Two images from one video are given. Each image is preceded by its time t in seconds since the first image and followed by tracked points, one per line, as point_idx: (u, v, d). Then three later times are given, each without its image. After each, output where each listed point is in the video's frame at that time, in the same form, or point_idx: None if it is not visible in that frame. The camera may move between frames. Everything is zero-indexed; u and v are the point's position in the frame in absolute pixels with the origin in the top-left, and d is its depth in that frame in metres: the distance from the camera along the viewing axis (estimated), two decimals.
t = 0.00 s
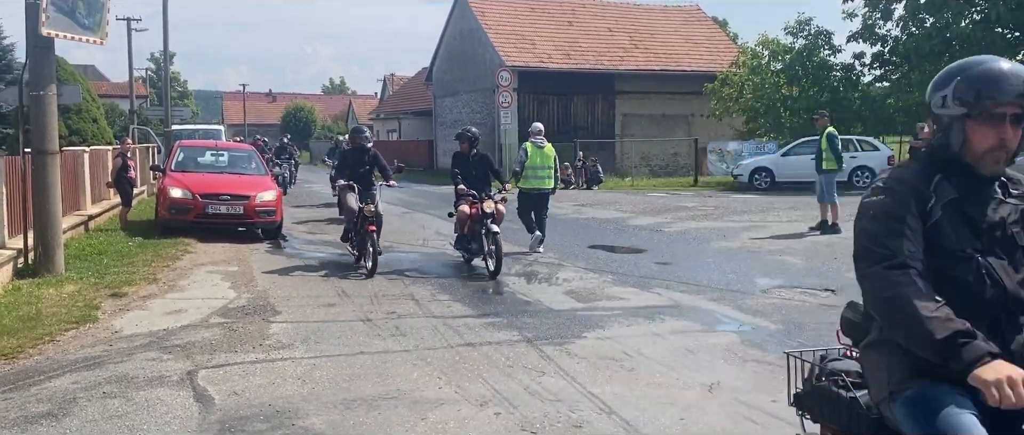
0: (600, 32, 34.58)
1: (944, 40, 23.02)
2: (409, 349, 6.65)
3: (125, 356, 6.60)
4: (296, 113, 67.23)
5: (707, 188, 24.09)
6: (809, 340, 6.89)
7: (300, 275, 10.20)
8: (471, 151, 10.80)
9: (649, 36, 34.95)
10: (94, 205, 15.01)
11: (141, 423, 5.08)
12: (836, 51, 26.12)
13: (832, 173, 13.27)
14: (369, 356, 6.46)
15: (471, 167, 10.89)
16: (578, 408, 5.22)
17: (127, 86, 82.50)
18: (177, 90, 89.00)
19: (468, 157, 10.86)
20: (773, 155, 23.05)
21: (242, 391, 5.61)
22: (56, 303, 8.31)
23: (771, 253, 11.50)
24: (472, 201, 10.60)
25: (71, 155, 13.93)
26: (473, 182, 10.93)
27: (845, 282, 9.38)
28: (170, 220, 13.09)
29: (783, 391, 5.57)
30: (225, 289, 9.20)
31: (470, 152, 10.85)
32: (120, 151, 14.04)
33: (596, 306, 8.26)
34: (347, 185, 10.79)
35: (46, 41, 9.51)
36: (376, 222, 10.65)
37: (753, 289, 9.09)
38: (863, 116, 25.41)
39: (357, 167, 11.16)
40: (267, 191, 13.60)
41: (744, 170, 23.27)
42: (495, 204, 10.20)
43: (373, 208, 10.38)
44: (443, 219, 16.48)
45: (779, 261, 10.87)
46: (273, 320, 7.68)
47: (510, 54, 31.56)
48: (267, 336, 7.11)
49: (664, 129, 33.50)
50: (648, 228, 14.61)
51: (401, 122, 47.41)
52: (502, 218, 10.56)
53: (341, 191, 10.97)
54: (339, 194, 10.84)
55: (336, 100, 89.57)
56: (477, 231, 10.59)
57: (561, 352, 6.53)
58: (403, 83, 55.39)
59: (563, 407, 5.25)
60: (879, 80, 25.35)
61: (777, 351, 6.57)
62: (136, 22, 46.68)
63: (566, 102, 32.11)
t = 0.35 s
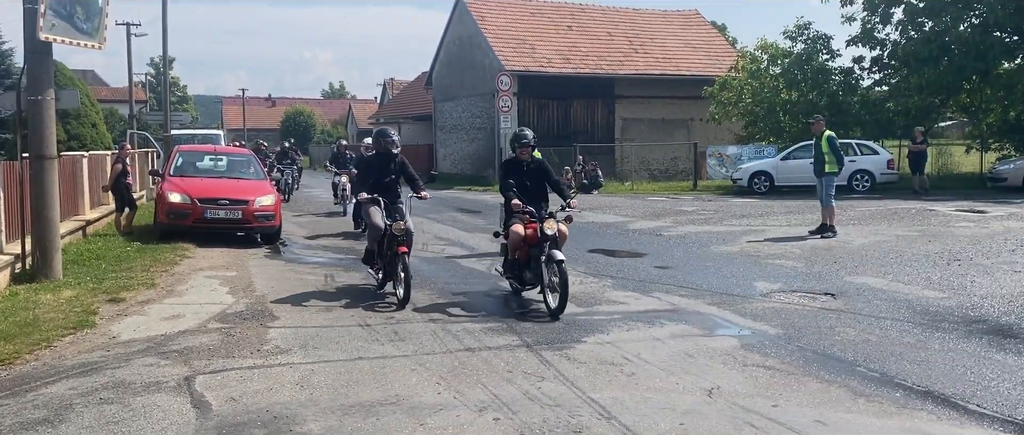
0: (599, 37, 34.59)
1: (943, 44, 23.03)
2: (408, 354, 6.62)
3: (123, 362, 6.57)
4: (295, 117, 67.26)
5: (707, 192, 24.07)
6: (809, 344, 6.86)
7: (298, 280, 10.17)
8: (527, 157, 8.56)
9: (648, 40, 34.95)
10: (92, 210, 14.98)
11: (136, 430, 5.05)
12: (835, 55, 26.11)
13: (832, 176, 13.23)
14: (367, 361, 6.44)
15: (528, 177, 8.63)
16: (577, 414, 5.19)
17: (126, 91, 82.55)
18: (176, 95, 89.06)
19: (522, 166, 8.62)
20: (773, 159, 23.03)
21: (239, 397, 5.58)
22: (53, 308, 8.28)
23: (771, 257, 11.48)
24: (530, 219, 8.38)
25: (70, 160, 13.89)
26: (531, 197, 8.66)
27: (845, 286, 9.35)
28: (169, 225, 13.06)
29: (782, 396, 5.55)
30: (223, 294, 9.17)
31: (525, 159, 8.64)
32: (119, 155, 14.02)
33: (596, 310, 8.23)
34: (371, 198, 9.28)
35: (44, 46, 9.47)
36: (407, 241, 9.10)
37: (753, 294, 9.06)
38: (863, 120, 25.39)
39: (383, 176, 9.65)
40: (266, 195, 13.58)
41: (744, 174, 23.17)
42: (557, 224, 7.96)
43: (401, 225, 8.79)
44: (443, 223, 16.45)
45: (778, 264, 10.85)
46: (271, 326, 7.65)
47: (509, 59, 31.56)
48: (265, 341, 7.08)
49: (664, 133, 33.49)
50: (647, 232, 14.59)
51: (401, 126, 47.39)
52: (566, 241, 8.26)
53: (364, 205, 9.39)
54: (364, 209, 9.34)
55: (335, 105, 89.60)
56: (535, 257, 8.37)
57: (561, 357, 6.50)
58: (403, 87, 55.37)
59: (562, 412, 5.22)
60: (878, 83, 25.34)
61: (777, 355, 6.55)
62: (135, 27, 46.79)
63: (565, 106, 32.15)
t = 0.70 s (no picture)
0: (595, 41, 34.62)
1: (939, 48, 23.09)
2: (405, 360, 6.60)
3: (118, 368, 6.54)
4: (291, 121, 67.24)
5: (703, 196, 24.07)
6: (807, 349, 6.85)
7: (295, 285, 10.13)
8: (614, 170, 6.75)
9: (645, 45, 34.98)
10: (88, 215, 14.94)
11: None
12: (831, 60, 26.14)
13: (830, 180, 13.23)
14: (364, 367, 6.41)
15: (616, 196, 6.77)
16: (575, 420, 5.17)
17: (121, 95, 82.42)
18: (172, 99, 89.02)
19: (608, 180, 6.79)
20: (769, 163, 23.06)
21: (235, 403, 5.56)
22: (48, 314, 8.24)
23: (768, 262, 11.47)
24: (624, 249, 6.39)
25: (65, 164, 13.85)
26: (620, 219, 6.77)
27: (843, 291, 9.35)
28: (164, 230, 13.02)
29: (780, 402, 5.53)
30: (219, 300, 9.13)
31: (611, 173, 6.81)
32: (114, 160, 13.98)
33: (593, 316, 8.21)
34: (404, 213, 7.53)
35: (40, 50, 9.44)
36: (447, 270, 7.25)
37: (751, 299, 9.05)
38: (859, 125, 25.41)
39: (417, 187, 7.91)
40: (262, 200, 13.55)
41: (740, 179, 23.26)
42: (663, 257, 6.00)
43: (443, 247, 6.96)
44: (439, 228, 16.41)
45: (775, 270, 10.84)
46: (267, 331, 7.62)
47: (506, 63, 31.58)
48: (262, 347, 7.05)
49: (660, 137, 33.52)
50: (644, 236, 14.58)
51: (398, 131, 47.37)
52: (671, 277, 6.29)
53: (397, 223, 7.61)
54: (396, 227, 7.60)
55: (330, 109, 89.57)
56: (624, 299, 6.35)
57: (558, 363, 6.48)
58: (399, 92, 55.38)
59: (559, 418, 5.20)
60: (874, 88, 25.38)
61: (776, 360, 6.54)
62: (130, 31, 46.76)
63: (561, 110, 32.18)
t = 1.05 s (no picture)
0: (592, 44, 34.67)
1: (935, 52, 23.16)
2: (401, 364, 6.58)
3: (113, 372, 6.52)
4: (287, 124, 67.15)
5: (700, 199, 24.08)
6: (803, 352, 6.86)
7: (290, 288, 10.11)
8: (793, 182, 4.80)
9: (641, 48, 35.03)
10: (83, 218, 14.90)
11: None
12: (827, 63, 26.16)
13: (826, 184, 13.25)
14: (360, 371, 6.40)
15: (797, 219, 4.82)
16: (572, 423, 5.16)
17: (117, 98, 82.28)
18: (167, 102, 88.93)
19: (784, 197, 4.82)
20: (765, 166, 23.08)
21: (231, 407, 5.54)
22: (43, 317, 8.22)
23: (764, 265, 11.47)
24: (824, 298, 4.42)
25: (60, 167, 13.81)
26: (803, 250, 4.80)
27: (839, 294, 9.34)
28: (159, 233, 12.99)
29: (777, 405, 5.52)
30: (215, 303, 9.11)
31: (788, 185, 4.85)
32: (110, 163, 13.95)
33: (590, 319, 8.21)
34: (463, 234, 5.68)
35: (35, 53, 9.43)
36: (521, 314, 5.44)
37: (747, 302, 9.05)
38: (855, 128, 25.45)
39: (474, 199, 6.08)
40: (257, 203, 13.53)
41: (737, 181, 23.29)
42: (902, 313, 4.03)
43: (515, 284, 5.18)
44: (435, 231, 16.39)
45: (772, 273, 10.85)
46: (263, 335, 7.60)
47: (502, 66, 31.61)
48: (257, 351, 7.04)
49: (656, 140, 33.54)
50: (640, 239, 14.59)
51: (394, 134, 47.32)
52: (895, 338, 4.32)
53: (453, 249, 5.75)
54: (448, 251, 5.69)
55: (326, 112, 89.49)
56: (816, 370, 4.37)
57: (554, 366, 6.48)
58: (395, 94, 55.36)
59: (555, 422, 5.19)
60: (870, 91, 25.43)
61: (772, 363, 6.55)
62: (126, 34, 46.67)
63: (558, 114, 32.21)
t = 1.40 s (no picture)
0: (587, 46, 34.69)
1: (929, 54, 23.24)
2: (395, 366, 6.57)
3: (107, 375, 6.50)
4: (282, 127, 67.01)
5: (695, 201, 24.10)
6: (798, 354, 6.87)
7: (285, 291, 10.10)
8: None
9: (636, 50, 35.06)
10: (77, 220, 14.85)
11: None
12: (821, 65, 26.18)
13: (821, 187, 13.27)
14: (354, 373, 6.39)
15: None
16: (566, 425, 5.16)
17: (112, 101, 82.14)
18: (162, 104, 88.79)
19: None
20: (760, 168, 23.10)
21: (224, 409, 5.53)
22: (36, 320, 8.19)
23: (759, 266, 11.48)
24: None
25: (54, 169, 13.78)
26: None
27: (833, 296, 9.35)
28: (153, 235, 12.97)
29: (771, 406, 5.53)
30: (208, 306, 9.10)
31: None
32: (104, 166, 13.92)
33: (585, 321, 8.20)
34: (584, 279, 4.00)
35: (28, 55, 9.40)
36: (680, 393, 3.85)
37: (742, 303, 9.06)
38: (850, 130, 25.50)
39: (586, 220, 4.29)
40: (252, 205, 13.51)
41: (731, 183, 23.24)
42: None
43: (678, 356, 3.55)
44: (430, 233, 16.36)
45: (767, 274, 10.86)
46: (257, 337, 7.59)
47: (497, 68, 31.61)
48: (251, 353, 7.02)
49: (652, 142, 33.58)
50: (635, 241, 14.60)
51: (390, 136, 47.25)
52: None
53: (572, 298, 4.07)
54: (566, 298, 3.99)
55: (321, 114, 89.38)
56: None
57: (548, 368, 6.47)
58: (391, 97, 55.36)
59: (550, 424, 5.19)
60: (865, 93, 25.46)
61: (766, 365, 6.55)
62: (120, 36, 46.67)
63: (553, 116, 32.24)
